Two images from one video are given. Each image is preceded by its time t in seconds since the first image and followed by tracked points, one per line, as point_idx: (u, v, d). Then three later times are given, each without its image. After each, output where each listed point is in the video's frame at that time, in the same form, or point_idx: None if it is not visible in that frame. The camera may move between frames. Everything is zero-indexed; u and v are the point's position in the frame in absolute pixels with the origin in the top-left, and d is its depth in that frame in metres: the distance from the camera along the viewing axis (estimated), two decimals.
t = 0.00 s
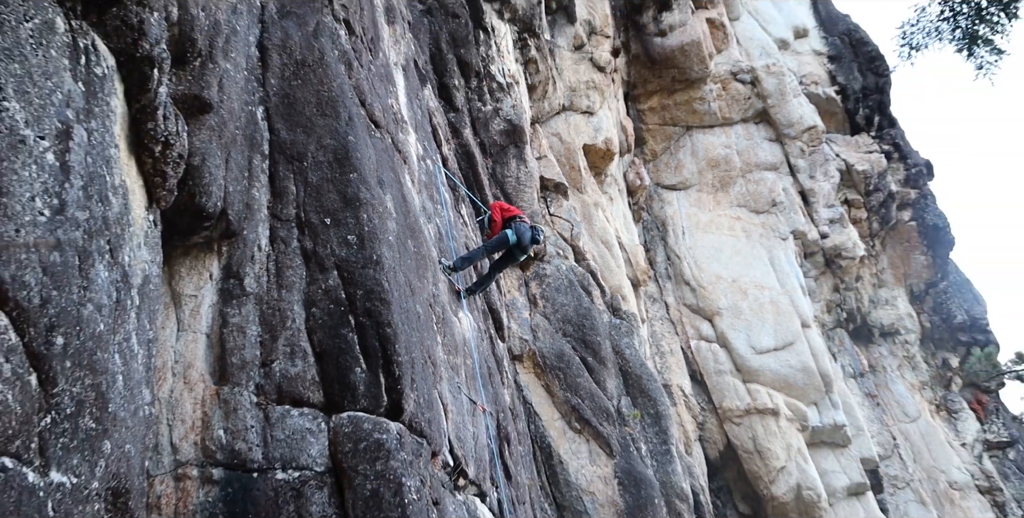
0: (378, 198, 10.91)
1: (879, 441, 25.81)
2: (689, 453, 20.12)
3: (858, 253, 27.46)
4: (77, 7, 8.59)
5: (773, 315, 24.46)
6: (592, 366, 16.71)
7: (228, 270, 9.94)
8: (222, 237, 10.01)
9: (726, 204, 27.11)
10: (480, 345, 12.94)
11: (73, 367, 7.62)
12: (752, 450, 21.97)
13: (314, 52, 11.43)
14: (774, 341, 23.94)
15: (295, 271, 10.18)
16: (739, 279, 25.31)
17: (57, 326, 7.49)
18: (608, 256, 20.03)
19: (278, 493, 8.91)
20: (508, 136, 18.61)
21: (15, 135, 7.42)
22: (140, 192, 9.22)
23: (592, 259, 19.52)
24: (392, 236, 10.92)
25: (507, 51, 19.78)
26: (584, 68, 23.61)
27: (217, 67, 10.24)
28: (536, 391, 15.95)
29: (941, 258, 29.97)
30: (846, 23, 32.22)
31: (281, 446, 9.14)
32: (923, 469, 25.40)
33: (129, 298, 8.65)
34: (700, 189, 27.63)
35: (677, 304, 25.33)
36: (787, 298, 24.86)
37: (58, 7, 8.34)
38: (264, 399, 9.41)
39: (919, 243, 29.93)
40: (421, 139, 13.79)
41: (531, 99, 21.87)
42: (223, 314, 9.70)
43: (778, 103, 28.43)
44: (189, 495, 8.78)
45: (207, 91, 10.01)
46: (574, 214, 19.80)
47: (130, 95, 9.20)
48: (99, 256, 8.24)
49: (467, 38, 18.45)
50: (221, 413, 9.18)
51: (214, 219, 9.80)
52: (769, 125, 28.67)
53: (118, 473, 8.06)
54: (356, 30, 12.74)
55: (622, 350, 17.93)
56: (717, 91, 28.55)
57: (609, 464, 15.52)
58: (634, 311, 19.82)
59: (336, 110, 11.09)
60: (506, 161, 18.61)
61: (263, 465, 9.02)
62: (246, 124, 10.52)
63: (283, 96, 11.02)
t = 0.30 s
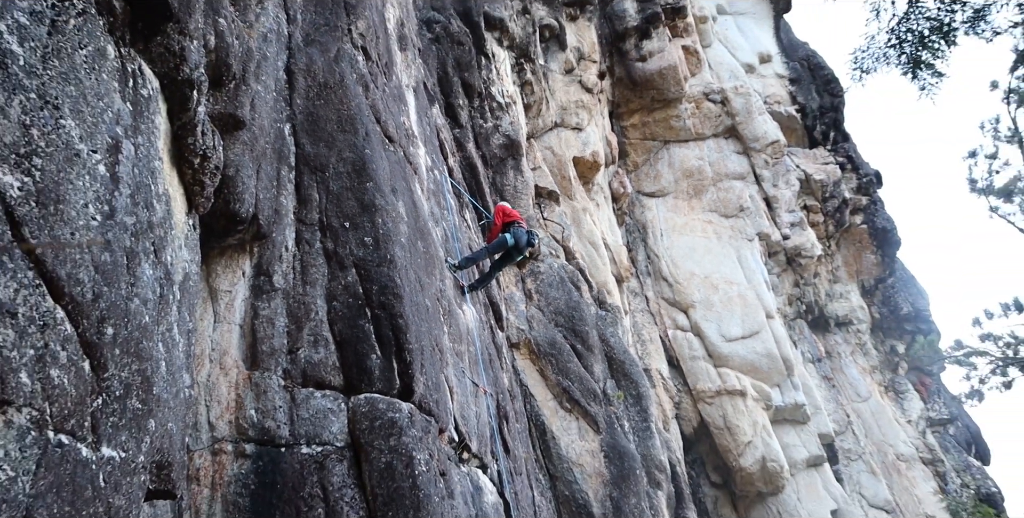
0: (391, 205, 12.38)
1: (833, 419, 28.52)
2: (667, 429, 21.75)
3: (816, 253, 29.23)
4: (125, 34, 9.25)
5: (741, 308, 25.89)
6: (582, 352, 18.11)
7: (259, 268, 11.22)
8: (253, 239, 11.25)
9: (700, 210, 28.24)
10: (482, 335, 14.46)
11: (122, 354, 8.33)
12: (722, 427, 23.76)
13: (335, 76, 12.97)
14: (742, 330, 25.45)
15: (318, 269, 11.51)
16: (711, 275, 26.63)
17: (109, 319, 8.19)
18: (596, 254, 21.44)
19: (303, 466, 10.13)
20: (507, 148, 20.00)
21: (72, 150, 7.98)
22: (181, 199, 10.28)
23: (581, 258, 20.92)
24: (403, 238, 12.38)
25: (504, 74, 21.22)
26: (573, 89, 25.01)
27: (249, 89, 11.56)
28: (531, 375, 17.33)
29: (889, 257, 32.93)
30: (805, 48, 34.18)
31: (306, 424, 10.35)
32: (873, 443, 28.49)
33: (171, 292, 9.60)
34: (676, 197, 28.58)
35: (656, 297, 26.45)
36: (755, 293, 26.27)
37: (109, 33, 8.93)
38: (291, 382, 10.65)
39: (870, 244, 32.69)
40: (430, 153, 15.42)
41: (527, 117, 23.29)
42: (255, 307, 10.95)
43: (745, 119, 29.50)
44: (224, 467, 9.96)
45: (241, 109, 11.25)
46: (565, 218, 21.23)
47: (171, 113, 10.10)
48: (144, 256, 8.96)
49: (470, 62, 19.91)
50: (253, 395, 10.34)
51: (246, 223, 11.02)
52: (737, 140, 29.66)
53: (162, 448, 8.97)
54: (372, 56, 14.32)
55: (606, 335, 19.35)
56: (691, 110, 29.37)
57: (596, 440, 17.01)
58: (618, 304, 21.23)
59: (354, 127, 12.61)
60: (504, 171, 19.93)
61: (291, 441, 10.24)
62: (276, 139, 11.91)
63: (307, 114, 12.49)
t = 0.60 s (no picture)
0: (396, 208, 13.25)
1: (809, 407, 29.54)
2: (654, 418, 22.72)
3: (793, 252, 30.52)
4: (147, 51, 9.70)
5: (722, 306, 26.75)
6: (574, 344, 19.07)
7: (274, 268, 12.08)
8: (268, 242, 12.11)
9: (684, 213, 29.02)
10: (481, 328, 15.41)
11: (145, 348, 8.66)
12: (705, 414, 24.86)
13: (342, 88, 13.93)
14: (722, 323, 26.39)
15: (328, 268, 12.38)
16: (694, 273, 27.44)
17: (132, 316, 8.50)
18: (587, 253, 22.31)
19: (315, 452, 10.94)
20: (504, 156, 20.93)
21: (97, 158, 8.36)
22: (199, 203, 10.91)
23: (573, 257, 21.82)
24: (406, 239, 13.26)
25: (499, 86, 22.12)
26: (563, 100, 25.77)
27: (264, 101, 12.44)
28: (527, 367, 18.15)
29: (860, 255, 34.34)
30: (780, 63, 34.75)
31: (316, 413, 11.15)
32: (845, 429, 29.74)
33: (191, 291, 10.02)
34: (660, 200, 29.21)
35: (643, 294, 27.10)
36: (735, 290, 27.17)
37: (131, 50, 9.39)
38: (303, 374, 11.46)
39: (842, 243, 34.07)
40: (432, 160, 16.37)
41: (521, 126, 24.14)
42: (269, 304, 11.81)
43: (724, 127, 30.38)
44: (240, 454, 10.83)
45: (255, 120, 12.05)
46: (557, 220, 22.15)
47: (191, 123, 10.67)
48: (166, 258, 9.36)
49: (467, 76, 20.80)
50: (267, 386, 11.19)
51: (259, 227, 11.80)
52: (716, 148, 30.55)
53: (182, 436, 9.39)
54: (378, 70, 15.21)
55: (598, 332, 20.20)
56: (674, 118, 29.91)
57: (588, 426, 17.99)
58: (608, 301, 22.13)
59: (360, 135, 13.51)
60: (501, 175, 20.76)
61: (302, 429, 11.05)
62: (288, 147, 12.80)
63: (316, 124, 13.43)
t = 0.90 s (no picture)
0: (392, 209, 13.23)
1: (807, 402, 29.65)
2: (653, 414, 22.77)
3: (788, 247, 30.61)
4: (139, 54, 9.66)
5: (718, 301, 26.79)
6: (572, 343, 19.05)
7: (270, 270, 12.05)
8: (264, 244, 12.08)
9: (681, 209, 28.93)
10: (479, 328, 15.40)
11: (142, 353, 8.63)
12: (703, 410, 24.93)
13: (337, 89, 13.91)
14: (719, 320, 26.44)
15: (325, 269, 12.35)
16: (691, 270, 27.42)
17: (129, 320, 8.47)
18: (583, 252, 22.32)
19: (314, 453, 10.94)
20: (499, 154, 20.87)
21: (92, 163, 8.32)
22: (195, 206, 10.84)
23: (569, 255, 21.83)
24: (403, 239, 13.24)
25: (495, 86, 22.05)
26: (559, 99, 25.76)
27: (260, 103, 12.41)
28: (525, 366, 18.15)
29: (856, 250, 34.49)
30: (774, 59, 34.94)
31: (315, 414, 11.12)
32: (843, 423, 29.81)
33: (187, 294, 9.96)
34: (657, 197, 29.08)
35: (640, 290, 27.12)
36: (729, 286, 27.21)
37: (124, 54, 9.36)
38: (301, 376, 11.40)
39: (838, 238, 34.19)
40: (428, 160, 16.37)
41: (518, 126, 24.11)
42: (266, 307, 11.78)
43: (718, 124, 30.33)
44: (240, 457, 10.83)
45: (250, 122, 12.00)
46: (553, 219, 22.13)
47: (185, 126, 10.60)
48: (162, 261, 9.32)
49: (462, 76, 20.78)
50: (266, 389, 11.19)
51: (255, 229, 11.75)
52: (711, 145, 30.46)
53: (181, 439, 9.39)
54: (373, 71, 15.20)
55: (596, 330, 20.20)
56: (669, 115, 29.90)
57: (586, 424, 18.01)
58: (605, 298, 22.13)
59: (356, 136, 13.49)
60: (497, 176, 20.74)
61: (302, 430, 11.02)
62: (283, 149, 12.77)
63: (311, 126, 13.40)
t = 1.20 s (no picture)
0: (390, 209, 13.23)
1: (806, 399, 29.69)
2: (653, 413, 22.79)
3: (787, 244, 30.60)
4: (136, 55, 9.66)
5: (717, 298, 26.80)
6: (571, 342, 19.05)
7: (269, 271, 12.04)
8: (262, 245, 12.08)
9: (681, 207, 28.91)
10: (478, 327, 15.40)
11: (141, 354, 8.63)
12: (703, 408, 24.94)
13: (335, 89, 13.92)
14: (718, 317, 26.44)
15: (323, 270, 12.35)
16: (690, 267, 27.42)
17: (128, 321, 8.47)
18: (581, 251, 22.34)
19: (313, 454, 10.94)
20: (497, 153, 20.85)
21: (90, 164, 8.33)
22: (193, 207, 10.83)
23: (568, 254, 21.85)
24: (401, 239, 13.23)
25: (493, 85, 22.03)
26: (557, 97, 25.77)
27: (257, 104, 12.41)
28: (524, 366, 18.17)
29: (854, 247, 34.49)
30: (772, 57, 34.98)
31: (314, 415, 11.13)
32: (842, 420, 29.84)
33: (186, 295, 9.97)
34: (656, 196, 29.07)
35: (638, 289, 27.21)
36: (728, 283, 27.22)
37: (122, 55, 9.36)
38: (301, 377, 11.41)
39: (836, 236, 34.22)
40: (427, 161, 16.39)
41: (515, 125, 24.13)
42: (265, 307, 11.78)
43: (716, 123, 30.24)
44: (239, 457, 10.85)
45: (248, 122, 11.99)
46: (551, 218, 22.14)
47: (184, 128, 10.61)
48: (161, 263, 9.32)
49: (459, 75, 20.77)
50: (265, 389, 11.19)
51: (253, 229, 11.74)
52: (710, 143, 30.38)
53: (181, 440, 9.40)
54: (370, 72, 15.21)
55: (595, 328, 20.20)
56: (667, 113, 29.89)
57: (586, 423, 18.02)
58: (604, 297, 22.14)
59: (354, 136, 13.49)
60: (495, 175, 20.74)
61: (301, 431, 11.03)
62: (281, 149, 12.77)
63: (309, 126, 13.40)
